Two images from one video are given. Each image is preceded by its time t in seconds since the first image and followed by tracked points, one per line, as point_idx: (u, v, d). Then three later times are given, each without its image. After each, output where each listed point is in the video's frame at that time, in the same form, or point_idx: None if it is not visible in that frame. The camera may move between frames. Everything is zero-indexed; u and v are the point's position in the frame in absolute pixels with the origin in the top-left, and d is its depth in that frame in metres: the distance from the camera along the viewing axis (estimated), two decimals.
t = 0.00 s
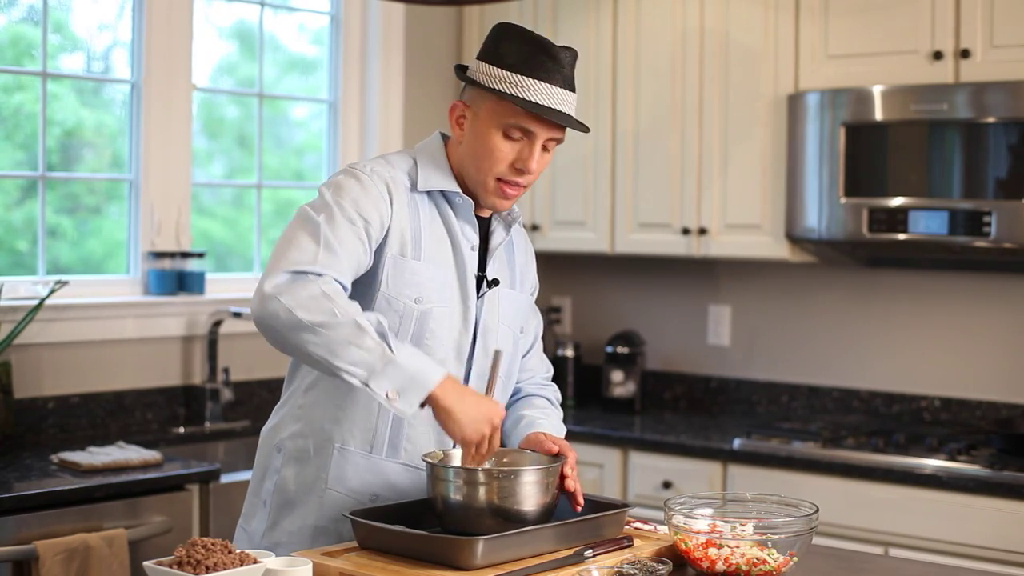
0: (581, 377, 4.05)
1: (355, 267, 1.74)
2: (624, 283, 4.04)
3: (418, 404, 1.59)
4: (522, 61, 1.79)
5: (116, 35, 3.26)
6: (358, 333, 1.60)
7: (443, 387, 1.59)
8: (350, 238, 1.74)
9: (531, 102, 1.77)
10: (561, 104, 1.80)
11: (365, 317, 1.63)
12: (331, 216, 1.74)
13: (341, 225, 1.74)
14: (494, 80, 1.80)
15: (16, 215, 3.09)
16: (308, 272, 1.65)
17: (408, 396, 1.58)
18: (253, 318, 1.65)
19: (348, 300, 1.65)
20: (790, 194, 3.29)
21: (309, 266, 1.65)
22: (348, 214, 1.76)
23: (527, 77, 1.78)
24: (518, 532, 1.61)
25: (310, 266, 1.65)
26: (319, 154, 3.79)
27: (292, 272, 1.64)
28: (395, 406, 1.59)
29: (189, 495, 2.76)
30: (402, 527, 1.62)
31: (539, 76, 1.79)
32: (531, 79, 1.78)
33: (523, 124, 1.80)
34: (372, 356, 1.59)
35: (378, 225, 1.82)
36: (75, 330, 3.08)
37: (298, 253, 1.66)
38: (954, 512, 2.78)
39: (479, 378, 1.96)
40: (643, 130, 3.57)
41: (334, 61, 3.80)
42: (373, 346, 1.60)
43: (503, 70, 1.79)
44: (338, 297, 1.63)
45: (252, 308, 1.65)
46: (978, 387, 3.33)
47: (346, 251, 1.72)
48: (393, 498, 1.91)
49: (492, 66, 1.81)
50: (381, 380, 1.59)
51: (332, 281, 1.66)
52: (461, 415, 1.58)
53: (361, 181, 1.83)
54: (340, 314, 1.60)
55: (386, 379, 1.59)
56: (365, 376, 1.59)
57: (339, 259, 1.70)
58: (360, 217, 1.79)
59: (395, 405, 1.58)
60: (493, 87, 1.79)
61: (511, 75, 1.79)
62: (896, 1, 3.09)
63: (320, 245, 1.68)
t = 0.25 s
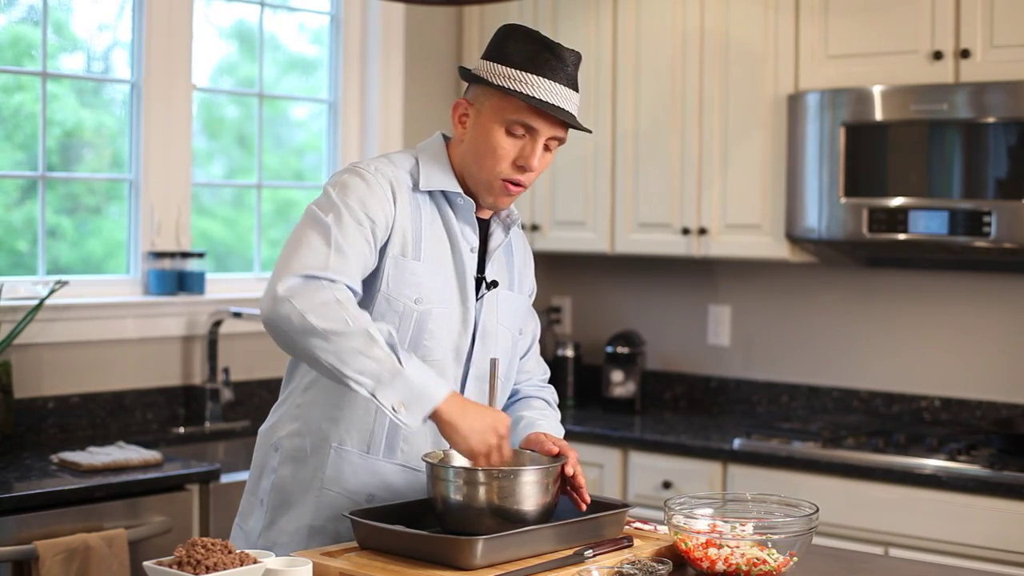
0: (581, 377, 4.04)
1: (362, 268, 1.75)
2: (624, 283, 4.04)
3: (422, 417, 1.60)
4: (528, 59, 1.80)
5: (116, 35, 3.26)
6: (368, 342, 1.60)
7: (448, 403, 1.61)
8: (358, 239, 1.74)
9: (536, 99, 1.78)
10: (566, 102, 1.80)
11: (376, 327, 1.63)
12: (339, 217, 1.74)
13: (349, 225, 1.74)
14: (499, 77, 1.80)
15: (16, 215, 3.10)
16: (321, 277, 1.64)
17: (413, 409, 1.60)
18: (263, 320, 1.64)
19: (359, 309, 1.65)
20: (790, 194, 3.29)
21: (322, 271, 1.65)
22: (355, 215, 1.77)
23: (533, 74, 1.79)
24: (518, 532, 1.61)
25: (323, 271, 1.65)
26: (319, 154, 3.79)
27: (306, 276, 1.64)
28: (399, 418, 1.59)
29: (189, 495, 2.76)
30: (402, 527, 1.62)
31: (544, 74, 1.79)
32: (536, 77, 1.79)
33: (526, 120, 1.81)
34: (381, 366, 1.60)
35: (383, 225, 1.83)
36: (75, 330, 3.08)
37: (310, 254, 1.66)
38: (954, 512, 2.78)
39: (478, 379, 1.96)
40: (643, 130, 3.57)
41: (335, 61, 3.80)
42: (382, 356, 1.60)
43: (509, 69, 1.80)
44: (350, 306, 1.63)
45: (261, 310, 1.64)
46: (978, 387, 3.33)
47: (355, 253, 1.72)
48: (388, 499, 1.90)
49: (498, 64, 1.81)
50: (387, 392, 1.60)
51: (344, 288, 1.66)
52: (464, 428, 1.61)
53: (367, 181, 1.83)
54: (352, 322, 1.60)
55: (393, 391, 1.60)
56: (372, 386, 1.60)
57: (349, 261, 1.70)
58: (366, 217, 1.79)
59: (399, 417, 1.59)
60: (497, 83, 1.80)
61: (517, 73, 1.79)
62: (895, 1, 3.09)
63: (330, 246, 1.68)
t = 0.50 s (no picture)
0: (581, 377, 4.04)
1: (369, 263, 1.74)
2: (624, 283, 4.04)
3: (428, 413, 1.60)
4: (542, 65, 1.79)
5: (116, 35, 3.26)
6: (373, 336, 1.60)
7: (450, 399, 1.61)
8: (364, 235, 1.74)
9: (549, 107, 1.78)
10: (577, 111, 1.80)
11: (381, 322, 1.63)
12: (346, 212, 1.74)
13: (356, 221, 1.74)
14: (511, 81, 1.79)
15: (16, 215, 3.10)
16: (327, 270, 1.64)
17: (418, 405, 1.59)
18: (268, 313, 1.64)
19: (366, 304, 1.65)
20: (790, 194, 3.29)
21: (327, 264, 1.65)
22: (362, 211, 1.76)
23: (546, 82, 1.78)
24: (517, 532, 1.61)
25: (328, 264, 1.65)
26: (319, 154, 3.79)
27: (310, 270, 1.63)
28: (405, 414, 1.59)
29: (189, 495, 2.76)
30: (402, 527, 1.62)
31: (558, 81, 1.79)
32: (550, 84, 1.78)
33: (536, 128, 1.81)
34: (385, 361, 1.60)
35: (390, 221, 1.83)
36: (75, 331, 3.08)
37: (315, 248, 1.66)
38: (954, 512, 2.78)
39: (480, 379, 1.96)
40: (643, 130, 3.57)
41: (335, 61, 3.80)
42: (387, 351, 1.60)
43: (522, 74, 1.79)
44: (355, 300, 1.63)
45: (268, 304, 1.64)
46: (978, 387, 3.33)
47: (361, 247, 1.72)
48: (391, 497, 1.91)
49: (511, 68, 1.80)
50: (392, 387, 1.59)
51: (351, 282, 1.65)
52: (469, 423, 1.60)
53: (374, 177, 1.83)
54: (357, 316, 1.60)
55: (397, 385, 1.59)
56: (377, 381, 1.60)
57: (354, 257, 1.70)
58: (373, 213, 1.79)
59: (405, 412, 1.59)
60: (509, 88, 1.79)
61: (531, 79, 1.78)
62: (896, 1, 3.09)
63: (335, 241, 1.68)
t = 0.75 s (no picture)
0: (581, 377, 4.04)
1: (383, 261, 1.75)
2: (624, 282, 4.04)
3: (444, 400, 1.59)
4: (553, 69, 1.79)
5: (116, 35, 3.27)
6: (389, 325, 1.59)
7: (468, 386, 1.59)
8: (376, 231, 1.75)
9: (560, 110, 1.77)
10: (588, 114, 1.80)
11: (396, 310, 1.62)
12: (358, 208, 1.74)
13: (368, 217, 1.74)
14: (524, 85, 1.79)
15: (15, 215, 3.10)
16: (339, 264, 1.64)
17: (436, 390, 1.58)
18: (283, 308, 1.63)
19: (379, 294, 1.64)
20: (790, 194, 3.29)
21: (342, 259, 1.66)
22: (374, 207, 1.77)
23: (558, 85, 1.78)
24: (517, 532, 1.61)
25: (344, 260, 1.65)
26: (319, 154, 3.80)
27: (324, 262, 1.63)
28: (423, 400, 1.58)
29: (189, 495, 2.76)
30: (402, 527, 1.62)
31: (569, 85, 1.79)
32: (561, 87, 1.78)
33: (547, 131, 1.81)
34: (402, 349, 1.58)
35: (401, 220, 1.83)
36: (75, 330, 3.08)
37: (328, 243, 1.66)
38: (954, 512, 2.78)
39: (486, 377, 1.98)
40: (643, 130, 3.57)
41: (334, 61, 3.80)
42: (403, 338, 1.59)
43: (534, 77, 1.79)
44: (369, 291, 1.63)
45: (282, 299, 1.64)
46: (978, 387, 3.33)
47: (375, 244, 1.73)
48: (390, 493, 1.91)
49: (522, 72, 1.80)
50: (409, 374, 1.58)
51: (365, 276, 1.66)
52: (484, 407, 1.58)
53: (384, 174, 1.84)
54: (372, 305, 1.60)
55: (414, 373, 1.58)
56: (394, 368, 1.59)
57: (369, 252, 1.71)
58: (385, 210, 1.80)
59: (423, 399, 1.58)
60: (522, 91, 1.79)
61: (542, 82, 1.78)
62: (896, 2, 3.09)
63: (352, 237, 1.69)
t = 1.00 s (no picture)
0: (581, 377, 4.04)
1: (374, 263, 1.74)
2: (624, 282, 4.04)
3: (435, 395, 1.59)
4: (567, 67, 1.79)
5: (116, 35, 3.27)
6: (371, 327, 1.59)
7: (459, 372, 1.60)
8: (369, 235, 1.73)
9: (573, 106, 1.78)
10: (601, 112, 1.81)
11: (379, 309, 1.61)
12: (350, 212, 1.73)
13: (361, 220, 1.73)
14: (536, 82, 1.80)
15: (15, 215, 3.10)
16: (322, 268, 1.63)
17: (425, 389, 1.59)
18: (273, 317, 1.65)
19: (365, 294, 1.63)
20: (790, 194, 3.29)
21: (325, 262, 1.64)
22: (367, 210, 1.75)
23: (571, 83, 1.79)
24: (515, 532, 1.61)
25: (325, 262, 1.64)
26: (319, 155, 3.80)
27: (308, 270, 1.63)
28: (414, 401, 1.59)
29: (189, 495, 2.76)
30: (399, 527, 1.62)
31: (583, 83, 1.79)
32: (575, 85, 1.79)
33: (559, 127, 1.81)
34: (386, 350, 1.59)
35: (400, 221, 1.82)
36: (75, 330, 3.08)
37: (314, 253, 1.66)
38: (954, 512, 2.78)
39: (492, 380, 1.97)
40: (643, 130, 3.57)
41: (334, 61, 3.80)
42: (387, 340, 1.59)
43: (547, 76, 1.79)
44: (351, 290, 1.61)
45: (272, 308, 1.65)
46: (978, 386, 3.33)
47: (365, 246, 1.71)
48: (400, 492, 1.91)
49: (536, 71, 1.81)
50: (398, 375, 1.59)
51: (348, 275, 1.65)
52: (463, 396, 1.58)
53: (384, 177, 1.83)
54: (353, 309, 1.59)
55: (402, 374, 1.59)
56: (382, 372, 1.60)
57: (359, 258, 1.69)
58: (381, 212, 1.78)
59: (412, 399, 1.59)
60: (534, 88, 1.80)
61: (556, 80, 1.79)
62: (896, 1, 3.09)
63: (337, 243, 1.67)
